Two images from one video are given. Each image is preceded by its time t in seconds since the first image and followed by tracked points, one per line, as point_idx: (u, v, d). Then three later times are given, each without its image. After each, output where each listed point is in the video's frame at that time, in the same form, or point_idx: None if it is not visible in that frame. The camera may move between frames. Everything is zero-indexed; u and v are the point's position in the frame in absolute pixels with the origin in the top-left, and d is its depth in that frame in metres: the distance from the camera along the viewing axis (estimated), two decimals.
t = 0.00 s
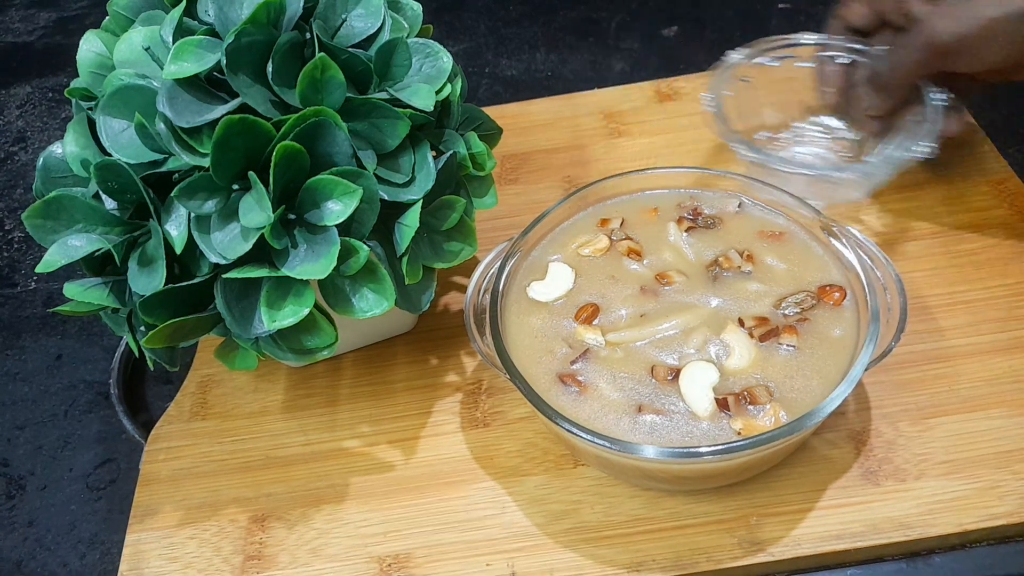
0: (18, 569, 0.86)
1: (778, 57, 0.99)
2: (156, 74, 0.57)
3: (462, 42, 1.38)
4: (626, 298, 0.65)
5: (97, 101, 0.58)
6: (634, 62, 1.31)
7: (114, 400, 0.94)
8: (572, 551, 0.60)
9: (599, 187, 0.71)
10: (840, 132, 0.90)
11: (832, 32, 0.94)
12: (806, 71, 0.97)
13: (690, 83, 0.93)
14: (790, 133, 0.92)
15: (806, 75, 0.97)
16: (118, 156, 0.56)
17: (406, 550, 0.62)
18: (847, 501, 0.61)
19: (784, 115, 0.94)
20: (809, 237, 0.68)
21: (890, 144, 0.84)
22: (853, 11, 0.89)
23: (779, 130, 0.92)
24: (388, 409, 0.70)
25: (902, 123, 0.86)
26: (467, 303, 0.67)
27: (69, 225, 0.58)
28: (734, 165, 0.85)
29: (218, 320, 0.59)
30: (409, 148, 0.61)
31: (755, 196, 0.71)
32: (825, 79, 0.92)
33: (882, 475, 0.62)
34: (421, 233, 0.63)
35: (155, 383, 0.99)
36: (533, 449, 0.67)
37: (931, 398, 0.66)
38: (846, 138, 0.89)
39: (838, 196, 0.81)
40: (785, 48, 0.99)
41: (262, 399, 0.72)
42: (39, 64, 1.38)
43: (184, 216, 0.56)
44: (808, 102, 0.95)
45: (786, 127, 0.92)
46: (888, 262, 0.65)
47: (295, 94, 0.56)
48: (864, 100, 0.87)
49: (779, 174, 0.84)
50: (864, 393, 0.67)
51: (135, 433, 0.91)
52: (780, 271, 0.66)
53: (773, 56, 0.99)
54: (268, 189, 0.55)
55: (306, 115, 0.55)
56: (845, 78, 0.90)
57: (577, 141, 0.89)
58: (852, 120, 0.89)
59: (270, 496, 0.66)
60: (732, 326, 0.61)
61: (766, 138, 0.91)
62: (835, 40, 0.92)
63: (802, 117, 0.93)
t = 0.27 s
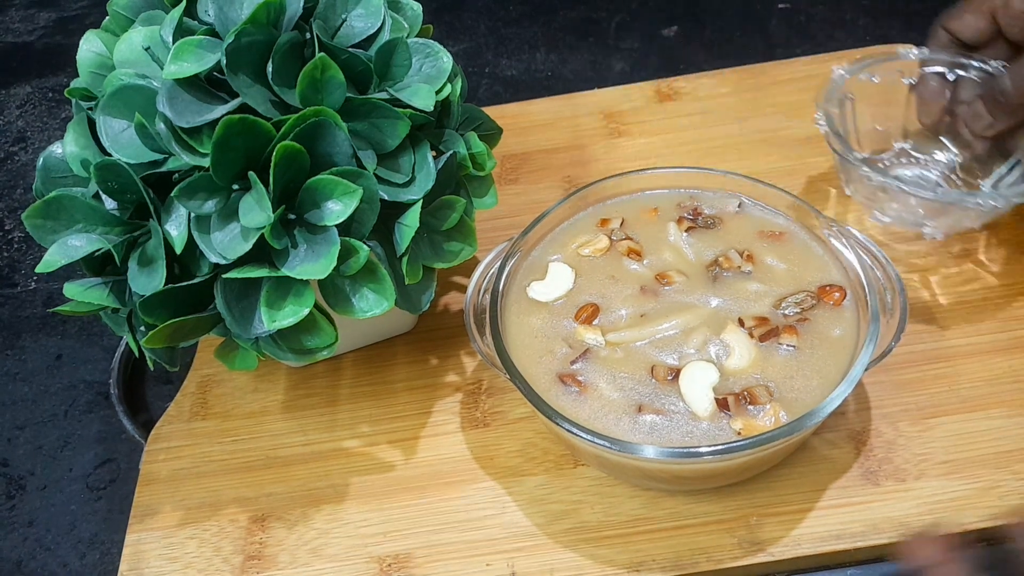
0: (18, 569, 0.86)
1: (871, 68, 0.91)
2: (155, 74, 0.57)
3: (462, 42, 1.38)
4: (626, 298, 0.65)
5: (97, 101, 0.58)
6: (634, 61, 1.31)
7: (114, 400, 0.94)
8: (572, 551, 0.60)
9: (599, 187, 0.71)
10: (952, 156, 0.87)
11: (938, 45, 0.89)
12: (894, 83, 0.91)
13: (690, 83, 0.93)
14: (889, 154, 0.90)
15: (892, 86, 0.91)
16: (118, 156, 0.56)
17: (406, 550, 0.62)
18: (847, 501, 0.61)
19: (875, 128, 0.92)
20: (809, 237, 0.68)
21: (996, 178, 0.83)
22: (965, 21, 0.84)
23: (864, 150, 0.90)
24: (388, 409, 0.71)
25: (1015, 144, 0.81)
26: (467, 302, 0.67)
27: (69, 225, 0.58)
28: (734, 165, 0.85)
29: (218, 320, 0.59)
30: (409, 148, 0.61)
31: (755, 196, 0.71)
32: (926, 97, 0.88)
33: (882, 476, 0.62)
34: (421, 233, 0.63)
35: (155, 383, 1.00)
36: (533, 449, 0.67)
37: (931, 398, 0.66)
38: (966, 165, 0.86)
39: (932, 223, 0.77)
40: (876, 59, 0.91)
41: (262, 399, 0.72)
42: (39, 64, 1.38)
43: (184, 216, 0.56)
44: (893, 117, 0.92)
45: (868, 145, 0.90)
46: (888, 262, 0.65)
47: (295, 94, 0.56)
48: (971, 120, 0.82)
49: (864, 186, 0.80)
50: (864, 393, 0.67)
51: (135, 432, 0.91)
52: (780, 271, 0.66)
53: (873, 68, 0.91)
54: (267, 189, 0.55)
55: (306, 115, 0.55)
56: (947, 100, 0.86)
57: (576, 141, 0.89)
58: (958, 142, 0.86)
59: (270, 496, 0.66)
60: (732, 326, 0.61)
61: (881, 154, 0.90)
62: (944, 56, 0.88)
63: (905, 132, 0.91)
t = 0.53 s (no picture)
0: (18, 569, 0.86)
1: (896, 119, 0.83)
2: (155, 74, 0.57)
3: (462, 42, 1.38)
4: (626, 298, 0.65)
5: (97, 101, 0.58)
6: (634, 61, 1.31)
7: (114, 400, 0.94)
8: (572, 551, 0.60)
9: (599, 187, 0.71)
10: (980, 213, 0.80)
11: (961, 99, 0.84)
12: (918, 135, 0.84)
13: (690, 83, 0.93)
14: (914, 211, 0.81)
15: (913, 139, 0.84)
16: (118, 156, 0.56)
17: (406, 550, 0.62)
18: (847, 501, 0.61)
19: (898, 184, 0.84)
20: (809, 237, 0.68)
21: None
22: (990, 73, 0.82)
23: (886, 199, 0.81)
24: (388, 409, 0.70)
25: None
26: (467, 302, 0.67)
27: (69, 225, 0.58)
28: (734, 165, 0.85)
29: (218, 319, 0.59)
30: (409, 148, 0.61)
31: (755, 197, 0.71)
32: (952, 149, 0.82)
33: (882, 475, 0.62)
34: (421, 233, 0.63)
35: (155, 383, 1.00)
36: (533, 449, 0.67)
37: (931, 398, 0.66)
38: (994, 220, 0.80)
39: (966, 278, 0.72)
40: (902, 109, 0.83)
41: (262, 399, 0.72)
42: (40, 64, 1.38)
43: (184, 216, 0.56)
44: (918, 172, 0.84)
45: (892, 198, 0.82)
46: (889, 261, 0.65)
47: (295, 94, 0.56)
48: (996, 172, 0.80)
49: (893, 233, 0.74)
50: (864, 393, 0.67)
51: (135, 433, 0.91)
52: (780, 271, 0.66)
53: (899, 118, 0.83)
54: (267, 189, 0.55)
55: (306, 115, 0.55)
56: (972, 153, 0.81)
57: (576, 141, 0.89)
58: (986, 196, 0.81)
59: (270, 496, 0.66)
60: (732, 326, 0.61)
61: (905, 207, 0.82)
62: (972, 109, 0.81)
63: (931, 184, 0.83)
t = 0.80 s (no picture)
0: (18, 569, 0.86)
1: (899, 141, 0.81)
2: (156, 74, 0.57)
3: (462, 42, 1.38)
4: (626, 298, 0.65)
5: (97, 101, 0.58)
6: (635, 61, 1.31)
7: (114, 400, 0.94)
8: (572, 551, 0.60)
9: (599, 187, 0.71)
10: (985, 229, 0.81)
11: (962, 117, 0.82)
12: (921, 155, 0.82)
13: (690, 83, 0.93)
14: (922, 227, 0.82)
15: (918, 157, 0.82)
16: (118, 156, 0.56)
17: (406, 550, 0.62)
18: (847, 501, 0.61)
19: (901, 204, 0.83)
20: (809, 237, 0.68)
21: None
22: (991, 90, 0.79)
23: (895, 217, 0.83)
24: (388, 409, 0.70)
25: None
26: (467, 303, 0.67)
27: (69, 225, 0.58)
28: (734, 165, 0.85)
29: (218, 320, 0.59)
30: (409, 148, 0.61)
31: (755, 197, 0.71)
32: (956, 167, 0.80)
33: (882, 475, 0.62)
34: (421, 233, 0.63)
35: (156, 383, 1.00)
36: (533, 449, 0.67)
37: (931, 398, 0.66)
38: (1001, 236, 0.79)
39: (978, 299, 0.70)
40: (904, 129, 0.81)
41: (262, 399, 0.72)
42: (40, 64, 1.38)
43: (184, 216, 0.56)
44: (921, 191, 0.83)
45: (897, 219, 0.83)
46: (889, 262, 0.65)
47: (295, 94, 0.56)
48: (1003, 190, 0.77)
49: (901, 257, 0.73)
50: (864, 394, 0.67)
51: (135, 433, 0.91)
52: (780, 271, 0.66)
53: (901, 140, 0.81)
54: (267, 189, 0.55)
55: (306, 115, 0.55)
56: (975, 170, 0.80)
57: (576, 140, 0.89)
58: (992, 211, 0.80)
59: (270, 496, 0.66)
60: (732, 325, 0.61)
61: (910, 228, 0.83)
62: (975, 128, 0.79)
63: (936, 200, 0.83)
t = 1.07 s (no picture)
0: (18, 569, 0.86)
1: (885, 146, 0.81)
2: (155, 74, 0.57)
3: (462, 42, 1.38)
4: (602, 283, 0.67)
5: (97, 101, 0.58)
6: (635, 61, 1.31)
7: (114, 400, 0.94)
8: (572, 552, 0.60)
9: (589, 175, 0.73)
10: (970, 232, 0.80)
11: (944, 120, 0.82)
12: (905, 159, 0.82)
13: (690, 83, 0.93)
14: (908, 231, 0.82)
15: (904, 162, 0.82)
16: (118, 156, 0.56)
17: (406, 550, 0.61)
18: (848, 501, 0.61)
19: (886, 209, 0.83)
20: (790, 234, 0.68)
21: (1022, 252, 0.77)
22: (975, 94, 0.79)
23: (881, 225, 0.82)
24: (388, 409, 0.70)
25: None
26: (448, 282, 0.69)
27: (69, 225, 0.58)
28: (735, 165, 0.85)
29: (218, 320, 0.59)
30: (409, 148, 0.61)
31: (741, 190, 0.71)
32: (940, 170, 0.80)
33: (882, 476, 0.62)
34: (421, 233, 0.63)
35: (156, 383, 1.00)
36: (533, 449, 0.67)
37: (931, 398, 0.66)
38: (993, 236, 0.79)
39: (966, 308, 0.70)
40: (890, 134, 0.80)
41: (262, 399, 0.72)
42: (40, 65, 1.38)
43: (183, 216, 0.56)
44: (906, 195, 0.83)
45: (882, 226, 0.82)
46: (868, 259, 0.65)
47: (295, 94, 0.56)
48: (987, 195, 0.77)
49: (886, 268, 0.73)
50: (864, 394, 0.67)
51: (135, 433, 0.91)
52: (758, 264, 0.66)
53: (887, 145, 0.81)
54: (267, 189, 0.55)
55: (306, 115, 0.55)
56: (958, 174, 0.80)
57: (576, 140, 0.89)
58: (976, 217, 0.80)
59: (269, 496, 0.66)
60: (702, 315, 0.62)
61: (895, 234, 0.81)
62: (957, 131, 0.80)
63: (921, 203, 0.82)
